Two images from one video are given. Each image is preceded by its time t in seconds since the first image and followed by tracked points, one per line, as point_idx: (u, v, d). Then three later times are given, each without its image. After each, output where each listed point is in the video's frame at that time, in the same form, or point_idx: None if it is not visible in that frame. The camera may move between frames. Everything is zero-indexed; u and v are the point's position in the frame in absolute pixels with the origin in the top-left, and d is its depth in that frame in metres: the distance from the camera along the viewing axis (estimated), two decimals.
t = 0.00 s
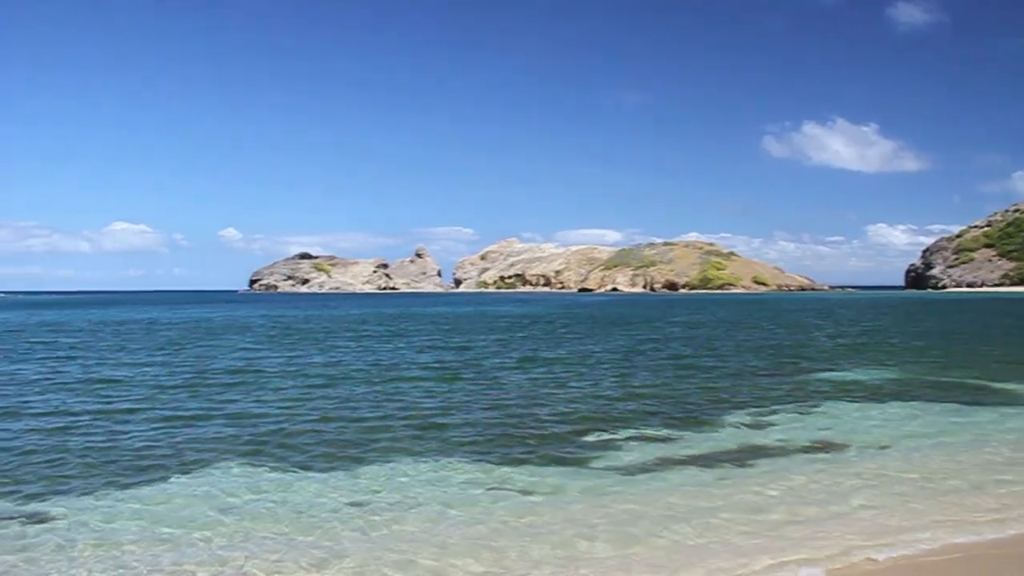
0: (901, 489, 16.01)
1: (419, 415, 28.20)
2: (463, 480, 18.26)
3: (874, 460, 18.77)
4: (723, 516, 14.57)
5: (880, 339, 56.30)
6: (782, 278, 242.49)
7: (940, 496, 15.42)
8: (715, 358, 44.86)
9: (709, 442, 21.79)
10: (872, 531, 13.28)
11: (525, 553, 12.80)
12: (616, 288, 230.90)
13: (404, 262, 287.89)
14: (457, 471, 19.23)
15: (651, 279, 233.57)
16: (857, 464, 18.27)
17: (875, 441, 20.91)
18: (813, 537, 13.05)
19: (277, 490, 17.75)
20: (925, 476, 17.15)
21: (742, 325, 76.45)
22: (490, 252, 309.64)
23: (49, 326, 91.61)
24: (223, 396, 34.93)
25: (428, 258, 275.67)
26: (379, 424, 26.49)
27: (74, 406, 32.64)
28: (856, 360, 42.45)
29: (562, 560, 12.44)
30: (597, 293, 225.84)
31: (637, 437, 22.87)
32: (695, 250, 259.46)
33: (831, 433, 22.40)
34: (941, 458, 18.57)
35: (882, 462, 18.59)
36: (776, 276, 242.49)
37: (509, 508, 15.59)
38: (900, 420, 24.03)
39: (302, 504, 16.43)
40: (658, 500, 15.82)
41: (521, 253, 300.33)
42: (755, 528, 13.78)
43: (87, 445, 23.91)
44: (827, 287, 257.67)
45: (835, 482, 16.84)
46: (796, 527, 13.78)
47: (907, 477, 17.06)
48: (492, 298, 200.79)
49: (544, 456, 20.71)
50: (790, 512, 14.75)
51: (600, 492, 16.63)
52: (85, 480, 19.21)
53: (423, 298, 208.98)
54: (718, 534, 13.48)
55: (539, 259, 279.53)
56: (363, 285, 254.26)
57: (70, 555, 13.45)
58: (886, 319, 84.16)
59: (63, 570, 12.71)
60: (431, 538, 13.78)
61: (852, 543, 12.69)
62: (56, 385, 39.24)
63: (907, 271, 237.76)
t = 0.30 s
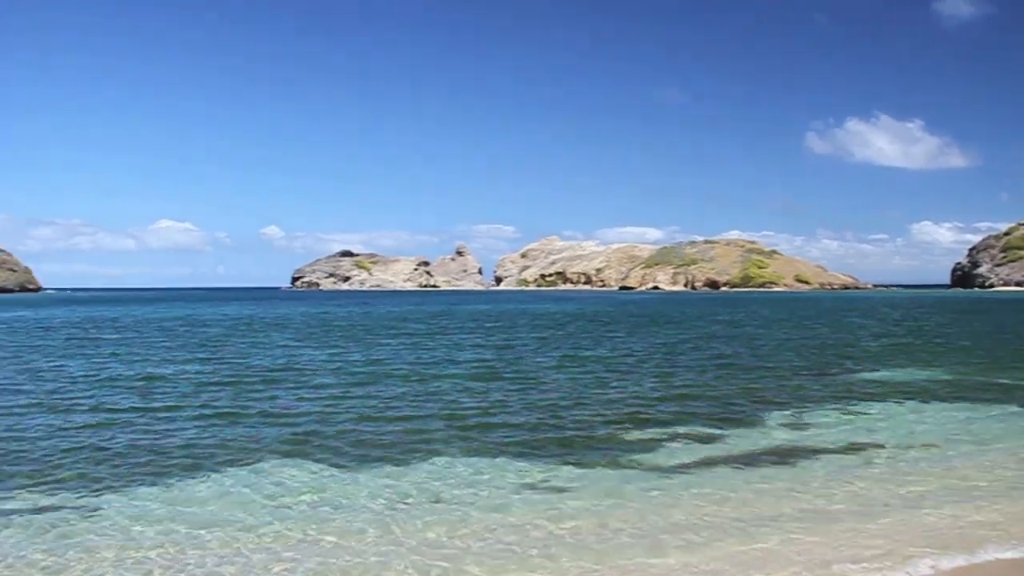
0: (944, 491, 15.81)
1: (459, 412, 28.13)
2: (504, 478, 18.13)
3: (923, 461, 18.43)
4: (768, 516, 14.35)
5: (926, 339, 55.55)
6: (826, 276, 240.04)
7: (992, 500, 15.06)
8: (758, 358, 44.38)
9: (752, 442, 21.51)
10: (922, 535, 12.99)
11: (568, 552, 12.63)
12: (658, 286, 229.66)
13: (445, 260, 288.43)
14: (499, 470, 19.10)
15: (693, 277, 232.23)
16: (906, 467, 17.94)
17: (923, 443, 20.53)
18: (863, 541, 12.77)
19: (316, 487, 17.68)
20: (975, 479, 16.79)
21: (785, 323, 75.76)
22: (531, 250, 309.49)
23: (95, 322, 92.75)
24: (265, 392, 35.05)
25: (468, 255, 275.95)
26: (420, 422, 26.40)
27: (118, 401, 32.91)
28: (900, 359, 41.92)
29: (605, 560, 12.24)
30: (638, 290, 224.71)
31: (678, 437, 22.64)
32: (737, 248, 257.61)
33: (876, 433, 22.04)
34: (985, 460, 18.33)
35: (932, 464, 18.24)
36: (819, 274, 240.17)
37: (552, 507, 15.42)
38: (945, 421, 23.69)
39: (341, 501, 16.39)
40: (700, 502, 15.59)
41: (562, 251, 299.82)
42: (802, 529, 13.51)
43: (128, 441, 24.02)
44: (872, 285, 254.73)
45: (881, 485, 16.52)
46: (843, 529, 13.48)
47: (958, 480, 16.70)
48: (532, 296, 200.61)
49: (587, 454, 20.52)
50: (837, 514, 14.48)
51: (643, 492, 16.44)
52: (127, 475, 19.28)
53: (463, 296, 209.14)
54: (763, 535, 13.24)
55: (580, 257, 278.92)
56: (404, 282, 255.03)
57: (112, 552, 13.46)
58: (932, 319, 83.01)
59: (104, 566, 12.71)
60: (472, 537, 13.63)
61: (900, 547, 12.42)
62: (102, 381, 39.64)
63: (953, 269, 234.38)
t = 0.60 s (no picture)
0: (984, 493, 15.69)
1: (494, 412, 28.15)
2: (537, 478, 18.10)
3: (964, 462, 18.18)
4: (804, 519, 14.20)
5: (968, 337, 54.91)
6: (866, 274, 237.72)
7: None
8: (796, 357, 44.05)
9: (789, 442, 21.33)
10: (961, 539, 12.80)
11: (599, 556, 12.57)
12: (696, 284, 228.48)
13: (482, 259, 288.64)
14: (532, 469, 19.08)
15: (732, 275, 230.73)
16: (947, 468, 17.69)
17: (964, 444, 20.25)
18: (901, 545, 12.59)
19: (349, 487, 17.75)
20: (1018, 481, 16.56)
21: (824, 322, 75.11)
22: (569, 249, 309.11)
23: (137, 322, 93.78)
24: (301, 391, 35.28)
25: (506, 254, 276.32)
26: (454, 421, 26.45)
27: (157, 399, 33.28)
28: (941, 358, 41.51)
29: (637, 564, 12.16)
30: (676, 289, 223.96)
31: (714, 437, 22.51)
32: (776, 246, 255.72)
33: (916, 433, 21.79)
34: None
35: (972, 466, 18.00)
36: (859, 272, 237.87)
37: (585, 508, 15.36)
38: (985, 420, 23.46)
39: (373, 501, 16.44)
40: (737, 502, 15.52)
41: (599, 250, 299.10)
42: (837, 533, 13.35)
43: (166, 439, 24.26)
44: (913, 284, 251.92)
45: (921, 486, 16.37)
46: (880, 532, 13.31)
47: (998, 481, 16.56)
48: (571, 295, 200.21)
49: (621, 454, 20.45)
50: (875, 516, 14.29)
51: (677, 492, 16.34)
52: (163, 473, 19.45)
53: (502, 295, 209.15)
54: (798, 539, 13.11)
55: (618, 256, 278.12)
56: (442, 281, 255.71)
57: (146, 551, 13.57)
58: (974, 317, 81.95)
59: (139, 565, 12.82)
60: (504, 539, 13.60)
61: (939, 551, 12.24)
62: (143, 379, 40.08)
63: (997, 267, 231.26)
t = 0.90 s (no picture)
0: None
1: (527, 412, 28.07)
2: (573, 478, 17.99)
3: (1006, 465, 17.91)
4: (846, 522, 14.00)
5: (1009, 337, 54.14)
6: (904, 273, 235.33)
7: None
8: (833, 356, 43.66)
9: (827, 443, 21.10)
10: (1003, 542, 12.63)
11: (641, 558, 12.43)
12: (732, 283, 227.27)
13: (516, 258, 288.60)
14: (567, 469, 18.97)
15: (767, 274, 229.19)
16: (990, 470, 17.46)
17: (1007, 446, 19.97)
18: (952, 549, 12.38)
19: (385, 486, 17.70)
20: None
21: (861, 322, 74.37)
22: (603, 248, 308.41)
23: (173, 321, 94.39)
24: (336, 390, 35.30)
25: (540, 253, 275.87)
26: (488, 420, 26.39)
27: (194, 398, 33.41)
28: (983, 358, 40.96)
29: (679, 566, 12.02)
30: (711, 288, 222.51)
31: (751, 436, 22.32)
32: (813, 245, 253.79)
33: (958, 435, 21.52)
34: None
35: (1015, 468, 17.75)
36: (897, 271, 235.53)
37: (624, 509, 15.22)
38: None
39: (408, 500, 16.36)
40: (775, 504, 15.35)
41: (634, 249, 298.15)
42: (882, 535, 13.16)
43: (202, 438, 24.33)
44: (952, 283, 249.04)
45: (963, 488, 16.12)
46: (928, 535, 13.09)
47: None
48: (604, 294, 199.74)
49: (657, 454, 20.33)
50: (920, 519, 14.09)
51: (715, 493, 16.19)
52: (198, 472, 19.45)
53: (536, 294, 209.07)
54: (845, 542, 12.87)
55: (653, 254, 277.15)
56: (477, 280, 256.03)
57: (187, 549, 13.55)
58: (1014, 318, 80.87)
59: (182, 564, 12.78)
60: (543, 540, 13.49)
61: (990, 557, 12.03)
62: (179, 378, 40.21)
63: None
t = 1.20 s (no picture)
0: None
1: (557, 412, 27.81)
2: (603, 479, 17.71)
3: None
4: (873, 526, 13.70)
5: None
6: (941, 271, 232.56)
7: None
8: (869, 355, 43.04)
9: (861, 444, 20.71)
10: None
11: (669, 564, 12.11)
12: (766, 282, 225.70)
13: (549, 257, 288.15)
14: (594, 470, 18.74)
15: (802, 273, 227.26)
16: None
17: None
18: (993, 558, 11.95)
19: (411, 487, 17.48)
20: None
21: (898, 321, 73.40)
22: (636, 247, 307.25)
23: (207, 321, 94.88)
24: (366, 390, 35.18)
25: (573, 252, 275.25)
26: (518, 420, 26.16)
27: (224, 398, 33.43)
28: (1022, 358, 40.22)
29: (698, 570, 11.81)
30: (745, 287, 221.53)
31: (785, 437, 21.95)
32: (848, 243, 251.42)
33: (998, 437, 21.03)
34: None
35: None
36: (934, 269, 232.78)
37: (653, 512, 14.90)
38: None
39: (434, 501, 16.14)
40: (801, 506, 15.07)
41: (667, 247, 296.73)
42: (913, 541, 12.81)
43: (230, 437, 24.24)
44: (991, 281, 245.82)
45: (996, 492, 15.75)
46: (968, 543, 12.67)
47: None
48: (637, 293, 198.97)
49: (689, 455, 20.01)
50: (953, 524, 13.71)
51: (749, 496, 15.86)
52: (223, 471, 19.42)
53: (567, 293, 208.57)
54: (882, 549, 12.48)
55: (686, 253, 275.71)
56: (509, 280, 255.92)
57: (206, 550, 13.38)
58: None
59: (200, 565, 12.61)
60: (569, 544, 13.20)
61: None
62: (211, 378, 40.28)
63: None
